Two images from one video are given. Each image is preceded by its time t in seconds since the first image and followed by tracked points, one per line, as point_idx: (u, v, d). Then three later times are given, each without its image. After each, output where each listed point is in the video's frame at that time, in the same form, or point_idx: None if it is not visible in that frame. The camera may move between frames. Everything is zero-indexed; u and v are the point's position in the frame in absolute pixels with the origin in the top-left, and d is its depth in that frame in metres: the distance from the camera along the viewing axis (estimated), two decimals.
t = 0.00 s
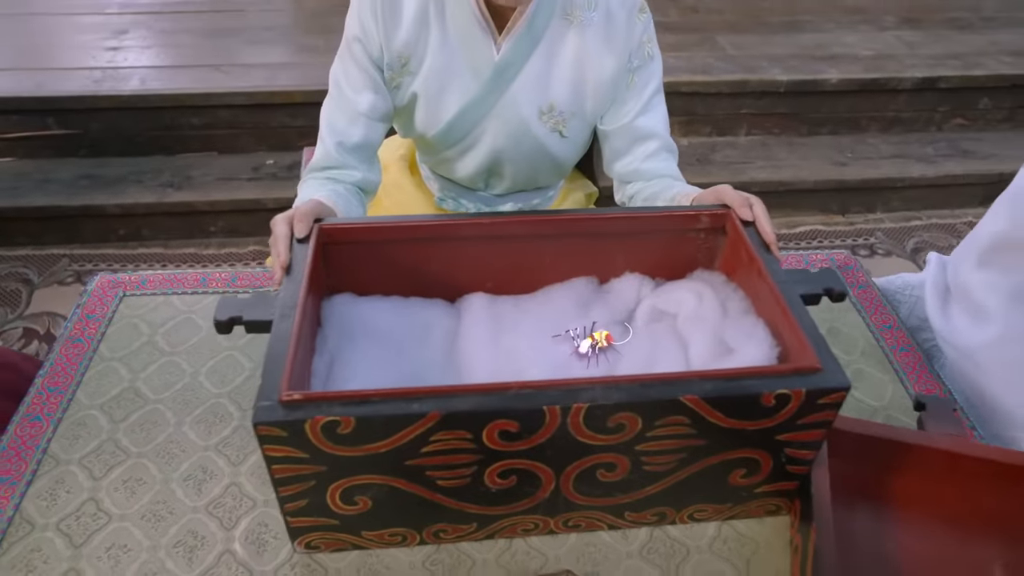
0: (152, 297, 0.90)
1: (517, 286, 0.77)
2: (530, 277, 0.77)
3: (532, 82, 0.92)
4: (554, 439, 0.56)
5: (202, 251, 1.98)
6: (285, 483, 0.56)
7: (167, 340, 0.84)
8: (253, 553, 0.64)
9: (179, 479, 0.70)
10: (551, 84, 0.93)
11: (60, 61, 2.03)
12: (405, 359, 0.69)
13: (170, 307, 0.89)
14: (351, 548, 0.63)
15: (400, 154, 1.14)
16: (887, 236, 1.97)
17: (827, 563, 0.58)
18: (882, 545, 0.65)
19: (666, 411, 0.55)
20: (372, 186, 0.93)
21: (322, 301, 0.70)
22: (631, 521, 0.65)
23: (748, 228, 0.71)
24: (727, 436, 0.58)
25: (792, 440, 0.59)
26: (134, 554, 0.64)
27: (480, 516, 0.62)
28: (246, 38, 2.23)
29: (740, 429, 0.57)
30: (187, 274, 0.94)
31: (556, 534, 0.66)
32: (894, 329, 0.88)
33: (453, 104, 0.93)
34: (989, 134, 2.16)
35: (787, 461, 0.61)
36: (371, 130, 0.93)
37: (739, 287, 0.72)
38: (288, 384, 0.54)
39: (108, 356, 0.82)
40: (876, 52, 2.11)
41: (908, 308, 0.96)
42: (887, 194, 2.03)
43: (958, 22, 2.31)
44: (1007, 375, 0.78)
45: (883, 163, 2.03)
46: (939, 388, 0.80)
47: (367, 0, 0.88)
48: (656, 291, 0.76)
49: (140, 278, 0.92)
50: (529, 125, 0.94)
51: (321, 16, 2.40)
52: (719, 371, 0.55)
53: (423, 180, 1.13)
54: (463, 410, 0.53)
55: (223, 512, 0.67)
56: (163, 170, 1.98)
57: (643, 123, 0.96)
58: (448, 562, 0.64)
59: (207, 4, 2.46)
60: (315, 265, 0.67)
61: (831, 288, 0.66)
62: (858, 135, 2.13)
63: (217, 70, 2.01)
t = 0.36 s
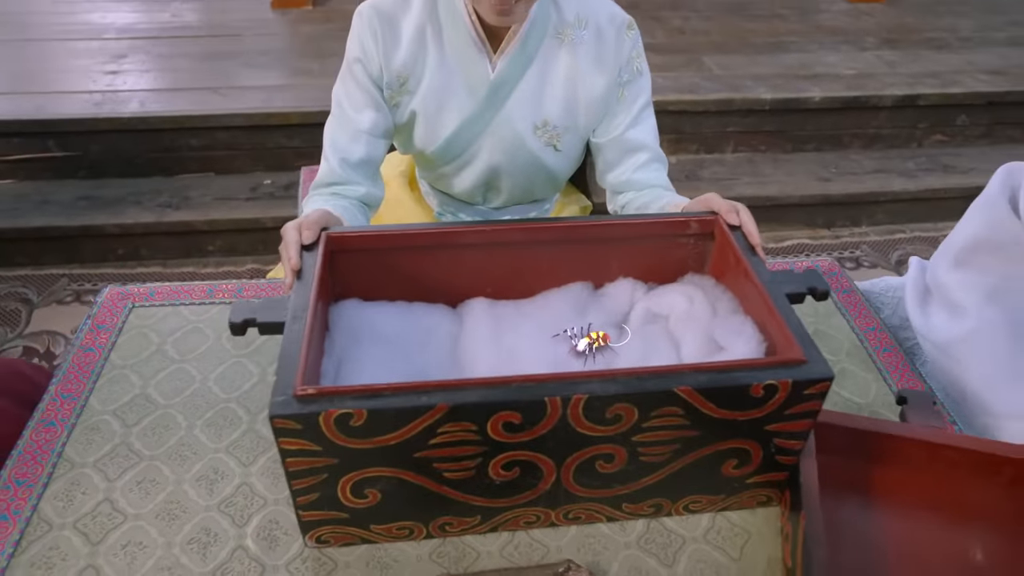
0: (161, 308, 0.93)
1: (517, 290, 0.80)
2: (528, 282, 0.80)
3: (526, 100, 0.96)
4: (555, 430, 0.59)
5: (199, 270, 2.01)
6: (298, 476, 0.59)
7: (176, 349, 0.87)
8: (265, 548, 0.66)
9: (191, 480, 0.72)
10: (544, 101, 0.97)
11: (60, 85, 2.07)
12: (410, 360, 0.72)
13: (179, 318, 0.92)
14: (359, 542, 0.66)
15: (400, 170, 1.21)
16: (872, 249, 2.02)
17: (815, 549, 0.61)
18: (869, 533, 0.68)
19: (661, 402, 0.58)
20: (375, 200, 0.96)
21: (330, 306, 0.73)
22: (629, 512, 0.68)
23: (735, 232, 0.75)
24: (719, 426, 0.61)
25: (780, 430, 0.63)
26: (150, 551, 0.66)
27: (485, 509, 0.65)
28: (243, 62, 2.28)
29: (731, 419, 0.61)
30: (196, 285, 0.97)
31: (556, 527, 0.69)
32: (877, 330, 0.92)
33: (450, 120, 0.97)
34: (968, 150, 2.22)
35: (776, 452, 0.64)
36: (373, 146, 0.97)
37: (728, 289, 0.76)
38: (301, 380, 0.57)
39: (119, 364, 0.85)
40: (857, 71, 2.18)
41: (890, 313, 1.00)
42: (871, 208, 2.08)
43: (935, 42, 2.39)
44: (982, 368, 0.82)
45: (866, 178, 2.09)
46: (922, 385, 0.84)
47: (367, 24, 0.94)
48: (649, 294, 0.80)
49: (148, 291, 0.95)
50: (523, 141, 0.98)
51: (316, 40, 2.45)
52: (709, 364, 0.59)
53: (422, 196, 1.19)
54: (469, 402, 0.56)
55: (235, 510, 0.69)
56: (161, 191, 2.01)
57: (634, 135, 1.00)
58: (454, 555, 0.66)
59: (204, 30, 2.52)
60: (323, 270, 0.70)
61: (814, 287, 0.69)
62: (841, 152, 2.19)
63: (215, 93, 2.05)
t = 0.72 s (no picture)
0: (168, 321, 0.96)
1: (514, 299, 0.84)
2: (524, 291, 0.83)
3: (519, 120, 1.00)
4: (554, 427, 0.62)
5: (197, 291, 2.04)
6: (308, 474, 0.62)
7: (183, 360, 0.90)
8: (275, 547, 0.69)
9: (200, 484, 0.74)
10: (536, 121, 1.01)
11: (59, 110, 2.11)
12: (413, 365, 0.75)
13: (185, 330, 0.94)
14: (365, 540, 0.69)
15: (397, 188, 1.26)
16: (857, 264, 2.06)
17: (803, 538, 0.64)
18: (856, 526, 0.70)
19: (653, 398, 0.61)
20: (377, 217, 1.00)
21: (335, 315, 0.76)
22: (625, 509, 0.71)
23: (721, 240, 0.79)
24: (710, 422, 0.64)
25: (768, 426, 0.66)
26: (162, 551, 0.68)
27: (487, 506, 0.67)
28: (240, 87, 2.32)
29: (721, 415, 0.64)
30: (201, 299, 0.99)
31: (555, 524, 0.71)
32: (860, 336, 0.95)
33: (447, 139, 1.01)
34: (948, 167, 2.29)
35: (764, 447, 0.68)
36: (374, 166, 1.01)
37: (714, 294, 0.79)
38: (311, 381, 0.59)
39: (128, 375, 0.87)
40: (839, 92, 2.25)
41: (872, 320, 1.04)
42: (855, 223, 2.13)
43: (913, 64, 2.47)
44: (957, 369, 0.86)
45: (850, 196, 2.14)
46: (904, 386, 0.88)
47: (366, 49, 0.98)
48: (640, 301, 0.83)
49: (155, 305, 0.98)
50: (517, 159, 1.03)
51: (312, 65, 2.51)
52: (699, 362, 0.62)
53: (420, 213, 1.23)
54: (471, 400, 0.58)
55: (244, 512, 0.72)
56: (160, 213, 2.04)
57: (623, 153, 1.04)
58: (457, 551, 0.69)
59: (201, 56, 2.57)
60: (329, 281, 0.74)
61: (797, 290, 0.73)
62: (825, 170, 2.25)
63: (212, 117, 2.09)
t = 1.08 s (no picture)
0: (172, 333, 0.98)
1: (510, 307, 0.87)
2: (519, 299, 0.86)
3: (512, 136, 1.04)
4: (550, 425, 0.64)
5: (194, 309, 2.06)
6: (315, 473, 0.64)
7: (187, 369, 0.92)
8: (280, 547, 0.71)
9: (207, 488, 0.76)
10: (528, 138, 1.05)
11: (58, 132, 2.14)
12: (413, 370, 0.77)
13: (189, 341, 0.97)
14: (369, 539, 0.71)
15: (395, 204, 1.29)
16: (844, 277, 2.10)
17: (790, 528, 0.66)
18: (840, 521, 0.73)
19: (645, 396, 0.64)
20: (378, 232, 1.03)
21: (338, 322, 0.79)
22: (619, 507, 0.73)
23: (709, 248, 0.82)
24: (700, 420, 0.67)
25: (756, 423, 0.68)
26: (171, 551, 0.70)
27: (486, 504, 0.70)
28: (237, 108, 2.36)
29: (710, 413, 0.67)
30: (204, 312, 1.02)
31: (553, 522, 0.74)
32: (845, 341, 0.99)
33: (443, 154, 1.04)
34: (930, 182, 2.34)
35: (753, 444, 0.70)
36: (373, 182, 1.04)
37: (703, 300, 0.82)
38: (318, 381, 0.62)
39: (134, 384, 0.89)
40: (823, 110, 2.31)
41: (856, 327, 1.08)
42: (841, 238, 2.18)
43: (895, 83, 2.53)
44: (937, 372, 0.88)
45: (835, 211, 2.19)
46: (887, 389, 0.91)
47: (363, 70, 1.02)
48: (631, 308, 0.86)
49: (159, 317, 1.00)
50: (510, 174, 1.06)
51: (308, 87, 2.55)
52: (687, 362, 0.65)
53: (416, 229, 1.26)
54: (471, 398, 0.61)
55: (250, 514, 0.74)
56: (158, 233, 2.07)
57: (613, 169, 1.08)
58: (458, 549, 0.71)
59: (198, 78, 2.61)
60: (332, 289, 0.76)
61: (781, 294, 0.76)
62: (812, 186, 2.30)
63: (209, 137, 2.13)
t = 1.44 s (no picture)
0: (177, 341, 1.01)
1: (508, 312, 0.90)
2: (516, 305, 0.89)
3: (508, 150, 1.07)
4: (548, 421, 0.67)
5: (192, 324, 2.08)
6: (321, 469, 0.66)
7: (193, 376, 0.94)
8: (286, 544, 0.73)
9: (214, 488, 0.78)
10: (523, 151, 1.08)
11: (59, 150, 2.18)
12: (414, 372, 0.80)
13: (194, 349, 0.99)
14: (374, 535, 0.73)
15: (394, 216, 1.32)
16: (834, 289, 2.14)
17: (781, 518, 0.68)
18: (829, 515, 0.75)
19: (639, 392, 0.66)
20: (378, 243, 1.05)
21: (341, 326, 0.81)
22: (615, 502, 0.76)
23: (699, 254, 0.85)
24: (693, 415, 0.70)
25: (745, 419, 0.71)
26: (180, 549, 0.72)
27: (487, 500, 0.72)
28: (235, 127, 2.40)
29: (702, 409, 0.69)
30: (209, 320, 1.04)
31: (551, 518, 0.76)
32: (832, 345, 1.02)
33: (441, 168, 1.07)
34: (917, 196, 2.39)
35: (744, 440, 0.73)
36: (373, 194, 1.07)
37: (694, 303, 0.85)
38: (324, 379, 0.64)
39: (140, 390, 0.92)
40: (810, 126, 2.36)
41: (843, 332, 1.11)
42: (830, 250, 2.22)
43: (880, 100, 2.59)
44: (923, 374, 0.91)
45: (824, 224, 2.23)
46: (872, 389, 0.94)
47: (363, 86, 1.05)
48: (625, 312, 0.89)
49: (165, 325, 1.03)
50: (506, 187, 1.09)
51: (305, 106, 2.60)
52: (679, 359, 0.67)
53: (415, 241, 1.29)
54: (471, 395, 0.64)
55: (256, 513, 0.76)
56: (157, 249, 2.09)
57: (606, 182, 1.11)
58: (460, 544, 0.73)
59: (197, 98, 2.65)
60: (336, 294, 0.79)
61: (769, 296, 0.79)
62: (801, 200, 2.35)
63: (209, 155, 2.17)
